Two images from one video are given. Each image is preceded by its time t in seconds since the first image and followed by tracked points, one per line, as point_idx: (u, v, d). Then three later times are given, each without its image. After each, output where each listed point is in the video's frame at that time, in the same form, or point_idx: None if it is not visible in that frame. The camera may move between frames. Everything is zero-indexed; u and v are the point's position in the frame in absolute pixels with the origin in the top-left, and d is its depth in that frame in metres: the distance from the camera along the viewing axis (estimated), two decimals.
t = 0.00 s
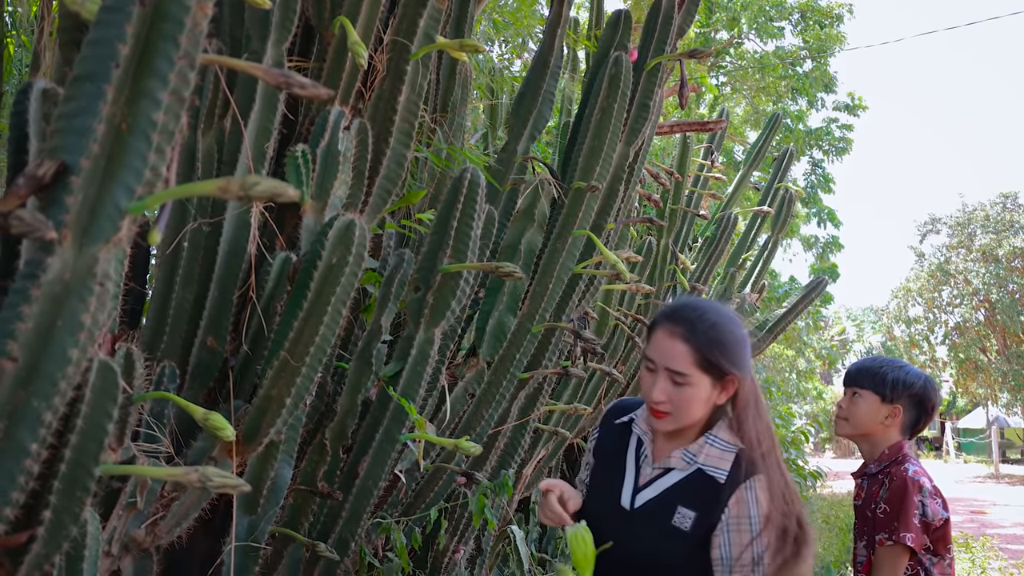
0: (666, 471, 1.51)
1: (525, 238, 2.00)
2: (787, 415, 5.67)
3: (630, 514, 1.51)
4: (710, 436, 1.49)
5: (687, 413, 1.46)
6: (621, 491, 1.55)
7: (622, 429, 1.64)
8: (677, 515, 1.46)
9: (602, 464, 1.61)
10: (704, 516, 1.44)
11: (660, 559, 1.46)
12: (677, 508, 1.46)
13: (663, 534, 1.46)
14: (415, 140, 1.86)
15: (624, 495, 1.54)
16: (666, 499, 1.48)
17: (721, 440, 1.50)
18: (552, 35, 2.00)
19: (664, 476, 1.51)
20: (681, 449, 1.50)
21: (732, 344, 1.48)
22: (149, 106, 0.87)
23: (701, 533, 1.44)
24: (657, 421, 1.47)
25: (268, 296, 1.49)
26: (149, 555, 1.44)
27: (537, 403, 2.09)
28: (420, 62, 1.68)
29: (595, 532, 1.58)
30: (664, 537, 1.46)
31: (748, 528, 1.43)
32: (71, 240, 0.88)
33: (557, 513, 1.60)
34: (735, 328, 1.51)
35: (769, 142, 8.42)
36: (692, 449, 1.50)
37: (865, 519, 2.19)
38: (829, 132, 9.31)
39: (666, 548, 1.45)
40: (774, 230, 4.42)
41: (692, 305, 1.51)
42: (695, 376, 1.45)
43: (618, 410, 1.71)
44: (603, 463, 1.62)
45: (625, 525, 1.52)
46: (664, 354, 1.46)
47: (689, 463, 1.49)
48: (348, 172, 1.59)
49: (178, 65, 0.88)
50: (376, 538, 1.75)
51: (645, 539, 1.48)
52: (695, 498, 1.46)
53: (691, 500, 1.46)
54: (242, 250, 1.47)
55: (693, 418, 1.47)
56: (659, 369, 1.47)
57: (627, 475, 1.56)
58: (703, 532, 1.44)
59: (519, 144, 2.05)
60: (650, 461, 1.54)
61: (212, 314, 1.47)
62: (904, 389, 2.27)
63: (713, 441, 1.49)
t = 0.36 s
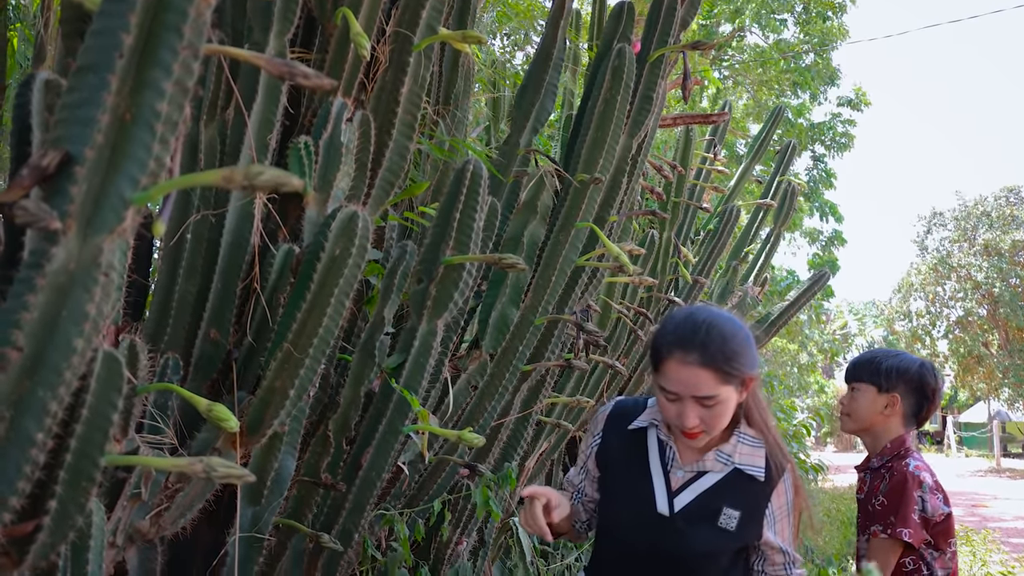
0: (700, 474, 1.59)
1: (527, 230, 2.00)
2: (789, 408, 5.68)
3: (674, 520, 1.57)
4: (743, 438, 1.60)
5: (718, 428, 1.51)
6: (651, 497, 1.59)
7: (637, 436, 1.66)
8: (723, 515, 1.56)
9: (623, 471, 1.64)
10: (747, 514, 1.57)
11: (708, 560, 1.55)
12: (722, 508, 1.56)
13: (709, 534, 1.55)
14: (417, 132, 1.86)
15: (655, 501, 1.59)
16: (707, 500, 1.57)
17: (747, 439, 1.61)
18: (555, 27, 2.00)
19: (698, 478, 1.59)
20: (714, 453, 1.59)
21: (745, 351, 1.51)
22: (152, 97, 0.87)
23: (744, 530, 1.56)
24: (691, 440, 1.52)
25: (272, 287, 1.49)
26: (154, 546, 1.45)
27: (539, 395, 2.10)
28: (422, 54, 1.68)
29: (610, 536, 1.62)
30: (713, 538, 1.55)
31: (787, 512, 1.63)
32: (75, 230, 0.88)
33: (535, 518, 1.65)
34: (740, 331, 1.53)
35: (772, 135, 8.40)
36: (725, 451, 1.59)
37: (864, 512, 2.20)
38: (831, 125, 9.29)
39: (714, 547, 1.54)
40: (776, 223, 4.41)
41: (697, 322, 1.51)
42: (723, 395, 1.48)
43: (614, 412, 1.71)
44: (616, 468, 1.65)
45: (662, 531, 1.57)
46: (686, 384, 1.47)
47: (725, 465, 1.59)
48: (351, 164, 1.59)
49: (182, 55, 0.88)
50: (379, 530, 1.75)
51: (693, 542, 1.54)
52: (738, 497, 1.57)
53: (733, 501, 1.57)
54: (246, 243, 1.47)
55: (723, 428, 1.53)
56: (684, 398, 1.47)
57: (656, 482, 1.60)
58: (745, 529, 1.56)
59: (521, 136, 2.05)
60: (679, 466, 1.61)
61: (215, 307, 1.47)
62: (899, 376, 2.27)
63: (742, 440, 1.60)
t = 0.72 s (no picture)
0: (712, 442, 1.62)
1: (536, 194, 1.99)
2: (795, 376, 5.71)
3: (688, 488, 1.60)
4: (753, 404, 1.63)
5: (727, 397, 1.52)
6: (664, 468, 1.62)
7: (646, 406, 1.69)
8: (737, 482, 1.60)
9: (633, 441, 1.66)
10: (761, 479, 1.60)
11: (722, 526, 1.58)
12: (736, 475, 1.60)
13: (724, 500, 1.59)
14: (425, 95, 1.85)
15: (669, 472, 1.61)
16: (722, 468, 1.60)
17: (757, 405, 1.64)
18: None
19: (711, 446, 1.62)
20: (726, 420, 1.62)
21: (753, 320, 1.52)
22: (163, 54, 0.87)
23: (758, 496, 1.60)
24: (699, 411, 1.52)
25: (281, 251, 1.50)
26: (167, 507, 1.47)
27: (547, 360, 2.11)
28: (430, 15, 1.67)
29: (622, 507, 1.65)
30: (727, 505, 1.58)
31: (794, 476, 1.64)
32: (89, 188, 0.88)
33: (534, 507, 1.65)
34: (749, 301, 1.53)
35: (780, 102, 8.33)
36: (736, 418, 1.62)
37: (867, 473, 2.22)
38: (840, 93, 9.21)
39: (729, 513, 1.58)
40: (785, 190, 4.40)
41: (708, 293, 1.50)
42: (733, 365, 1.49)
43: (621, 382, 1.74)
44: (628, 437, 1.67)
45: (677, 498, 1.60)
46: (696, 354, 1.47)
47: (736, 432, 1.62)
48: (359, 127, 1.58)
49: (192, 11, 0.88)
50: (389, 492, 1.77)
51: (708, 511, 1.58)
52: (750, 462, 1.60)
53: (746, 467, 1.60)
54: (254, 207, 1.48)
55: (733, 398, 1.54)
56: (695, 367, 1.48)
57: (668, 450, 1.63)
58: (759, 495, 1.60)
59: (529, 100, 2.04)
60: (690, 435, 1.64)
61: (225, 271, 1.47)
62: (905, 341, 2.26)
63: (752, 406, 1.63)
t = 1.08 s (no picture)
0: (735, 415, 1.50)
1: (565, 159, 1.97)
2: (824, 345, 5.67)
3: (712, 463, 1.46)
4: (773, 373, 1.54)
5: (732, 346, 1.46)
6: (684, 442, 1.48)
7: (662, 378, 1.54)
8: (760, 456, 1.48)
9: (649, 414, 1.52)
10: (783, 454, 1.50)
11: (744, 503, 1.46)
12: (759, 449, 1.48)
13: (748, 476, 1.47)
14: (455, 59, 1.84)
15: (690, 446, 1.47)
16: (746, 441, 1.48)
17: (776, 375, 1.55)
18: None
19: (734, 419, 1.50)
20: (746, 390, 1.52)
21: (771, 270, 1.48)
22: (199, 13, 0.87)
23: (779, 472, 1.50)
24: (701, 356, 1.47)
25: (314, 214, 1.53)
26: (203, 469, 1.49)
27: (576, 327, 2.10)
28: None
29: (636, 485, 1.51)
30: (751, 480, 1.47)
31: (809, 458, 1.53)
32: (127, 148, 0.88)
33: (593, 502, 1.47)
34: (778, 256, 1.51)
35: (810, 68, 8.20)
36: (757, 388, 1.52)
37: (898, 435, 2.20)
38: (870, 58, 9.05)
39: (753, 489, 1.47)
40: (815, 156, 4.34)
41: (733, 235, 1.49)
42: (743, 306, 1.45)
43: (633, 353, 1.58)
44: (643, 410, 1.52)
45: (698, 475, 1.46)
46: (708, 285, 1.45)
47: (758, 404, 1.52)
48: (390, 91, 1.58)
49: None
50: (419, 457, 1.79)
51: (732, 486, 1.45)
52: (772, 434, 1.50)
53: (768, 440, 1.49)
54: (287, 170, 1.48)
55: (740, 350, 1.47)
56: (703, 299, 1.46)
57: (689, 424, 1.49)
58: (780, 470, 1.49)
59: (558, 65, 2.02)
60: (711, 407, 1.51)
61: (258, 235, 1.48)
62: (931, 313, 2.19)
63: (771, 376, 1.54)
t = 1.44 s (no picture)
0: (727, 394, 1.40)
1: (599, 139, 1.96)
2: (857, 327, 5.61)
3: (699, 445, 1.37)
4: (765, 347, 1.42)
5: (696, 303, 1.39)
6: (672, 426, 1.40)
7: (654, 359, 1.47)
8: (755, 438, 1.37)
9: (641, 396, 1.45)
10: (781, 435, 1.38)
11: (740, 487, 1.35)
12: (753, 430, 1.38)
13: (740, 459, 1.36)
14: (488, 40, 1.83)
15: (678, 430, 1.39)
16: (739, 422, 1.38)
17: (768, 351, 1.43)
18: None
19: (725, 399, 1.40)
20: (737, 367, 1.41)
21: (747, 227, 1.41)
22: None
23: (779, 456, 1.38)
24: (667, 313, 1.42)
25: (349, 196, 1.52)
26: (240, 449, 1.50)
27: (609, 309, 2.09)
28: None
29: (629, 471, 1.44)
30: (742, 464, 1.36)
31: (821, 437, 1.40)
32: (170, 130, 0.88)
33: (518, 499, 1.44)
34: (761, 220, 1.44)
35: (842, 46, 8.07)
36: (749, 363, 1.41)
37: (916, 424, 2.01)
38: (905, 35, 8.88)
39: (746, 474, 1.36)
40: (850, 136, 4.27)
41: (714, 194, 1.44)
42: (705, 261, 1.38)
43: (629, 336, 1.53)
44: (635, 392, 1.46)
45: (685, 458, 1.37)
46: (675, 238, 1.42)
47: (750, 381, 1.40)
48: (424, 72, 1.57)
49: None
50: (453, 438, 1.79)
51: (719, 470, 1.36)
52: (768, 417, 1.38)
53: (762, 420, 1.38)
54: (322, 153, 1.47)
55: (706, 310, 1.39)
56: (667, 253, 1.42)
57: (680, 405, 1.41)
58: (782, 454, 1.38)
59: (592, 45, 2.00)
60: (702, 387, 1.42)
61: (294, 217, 1.48)
62: (939, 299, 2.00)
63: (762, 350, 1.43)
